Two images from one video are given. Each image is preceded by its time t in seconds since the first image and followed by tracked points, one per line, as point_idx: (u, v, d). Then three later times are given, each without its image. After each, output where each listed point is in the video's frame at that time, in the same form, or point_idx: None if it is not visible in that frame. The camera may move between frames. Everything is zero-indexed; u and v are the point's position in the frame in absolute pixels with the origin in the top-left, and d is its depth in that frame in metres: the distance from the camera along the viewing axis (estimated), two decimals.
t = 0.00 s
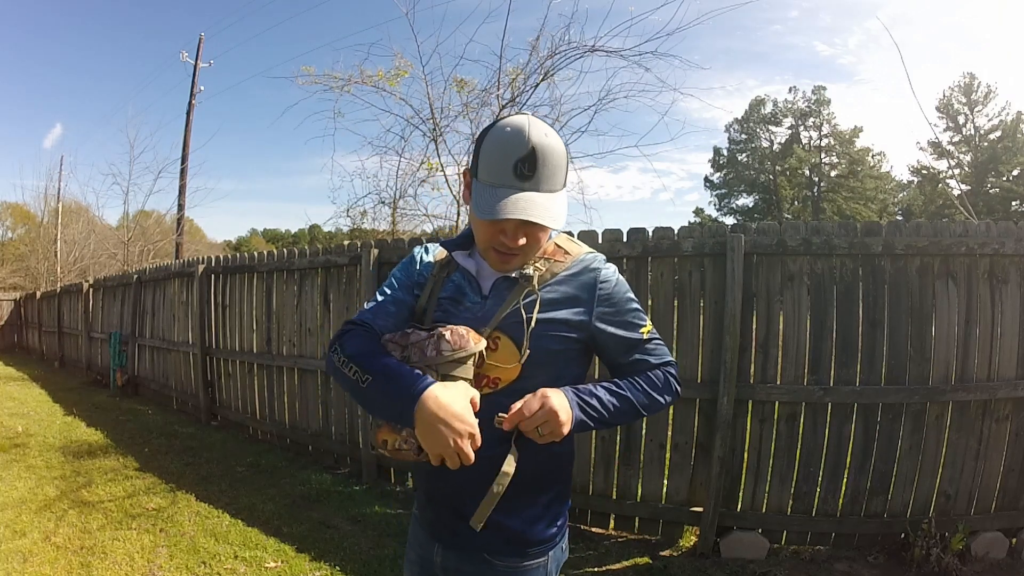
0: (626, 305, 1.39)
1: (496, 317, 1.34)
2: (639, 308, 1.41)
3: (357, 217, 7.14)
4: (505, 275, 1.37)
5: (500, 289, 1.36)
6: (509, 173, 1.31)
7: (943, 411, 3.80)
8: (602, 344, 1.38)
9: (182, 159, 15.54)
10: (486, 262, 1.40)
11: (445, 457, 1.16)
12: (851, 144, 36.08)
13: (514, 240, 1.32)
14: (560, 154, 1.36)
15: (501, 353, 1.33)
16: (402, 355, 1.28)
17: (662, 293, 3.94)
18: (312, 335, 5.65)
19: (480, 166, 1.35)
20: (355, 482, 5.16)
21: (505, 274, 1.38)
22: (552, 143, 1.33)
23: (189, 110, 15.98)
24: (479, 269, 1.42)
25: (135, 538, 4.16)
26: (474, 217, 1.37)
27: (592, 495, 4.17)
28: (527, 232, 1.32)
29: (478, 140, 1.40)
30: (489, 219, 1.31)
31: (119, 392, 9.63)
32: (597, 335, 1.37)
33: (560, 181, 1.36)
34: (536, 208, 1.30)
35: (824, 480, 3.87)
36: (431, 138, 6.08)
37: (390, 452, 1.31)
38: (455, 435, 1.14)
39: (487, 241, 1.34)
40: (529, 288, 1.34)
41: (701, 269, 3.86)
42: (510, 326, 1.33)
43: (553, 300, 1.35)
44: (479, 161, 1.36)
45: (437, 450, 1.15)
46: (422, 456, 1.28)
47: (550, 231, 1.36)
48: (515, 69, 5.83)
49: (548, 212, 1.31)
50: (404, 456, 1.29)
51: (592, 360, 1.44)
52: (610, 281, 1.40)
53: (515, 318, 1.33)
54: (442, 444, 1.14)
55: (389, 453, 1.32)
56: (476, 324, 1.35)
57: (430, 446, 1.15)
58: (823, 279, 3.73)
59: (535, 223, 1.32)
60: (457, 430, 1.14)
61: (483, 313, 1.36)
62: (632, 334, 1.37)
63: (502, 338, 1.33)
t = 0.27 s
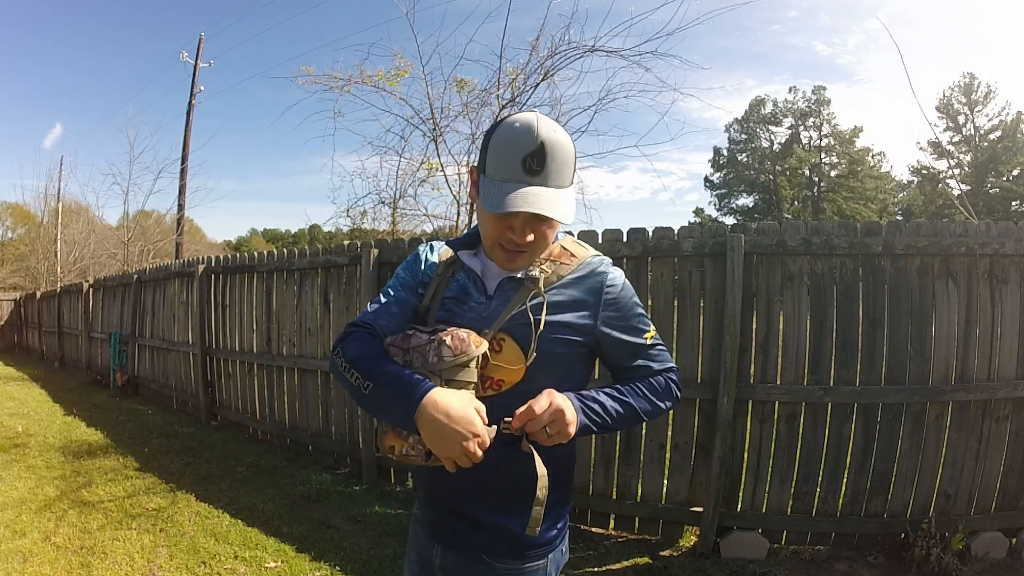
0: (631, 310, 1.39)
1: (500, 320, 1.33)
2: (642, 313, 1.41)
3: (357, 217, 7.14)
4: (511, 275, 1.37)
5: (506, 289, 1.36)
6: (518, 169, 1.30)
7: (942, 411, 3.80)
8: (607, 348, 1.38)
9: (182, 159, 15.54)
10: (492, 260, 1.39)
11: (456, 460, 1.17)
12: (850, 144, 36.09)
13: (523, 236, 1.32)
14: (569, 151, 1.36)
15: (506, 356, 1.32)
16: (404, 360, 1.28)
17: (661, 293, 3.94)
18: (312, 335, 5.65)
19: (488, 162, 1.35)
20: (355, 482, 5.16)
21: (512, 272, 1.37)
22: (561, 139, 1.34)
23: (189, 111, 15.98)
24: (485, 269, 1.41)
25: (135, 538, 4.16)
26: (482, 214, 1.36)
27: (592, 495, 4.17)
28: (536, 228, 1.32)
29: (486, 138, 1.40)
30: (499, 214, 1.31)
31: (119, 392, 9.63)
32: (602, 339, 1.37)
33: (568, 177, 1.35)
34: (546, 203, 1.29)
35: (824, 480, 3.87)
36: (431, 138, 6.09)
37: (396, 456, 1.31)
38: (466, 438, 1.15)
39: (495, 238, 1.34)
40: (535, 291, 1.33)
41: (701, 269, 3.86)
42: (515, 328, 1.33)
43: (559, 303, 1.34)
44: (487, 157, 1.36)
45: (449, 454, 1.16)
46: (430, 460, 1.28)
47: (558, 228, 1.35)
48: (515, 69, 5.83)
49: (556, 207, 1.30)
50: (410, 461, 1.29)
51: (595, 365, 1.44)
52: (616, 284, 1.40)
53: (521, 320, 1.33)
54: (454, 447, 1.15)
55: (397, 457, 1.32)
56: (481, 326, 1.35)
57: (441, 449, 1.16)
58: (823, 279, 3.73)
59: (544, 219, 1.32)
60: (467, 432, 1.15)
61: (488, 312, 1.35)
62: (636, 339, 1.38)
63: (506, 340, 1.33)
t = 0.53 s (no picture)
0: (633, 311, 1.39)
1: (501, 320, 1.32)
2: (644, 315, 1.41)
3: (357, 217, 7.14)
4: (514, 273, 1.37)
5: (508, 287, 1.36)
6: (524, 166, 1.31)
7: (943, 411, 3.80)
8: (608, 348, 1.37)
9: (182, 159, 15.53)
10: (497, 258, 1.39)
11: (459, 455, 1.16)
12: (851, 144, 36.10)
13: (528, 233, 1.32)
14: (574, 149, 1.37)
15: (507, 356, 1.32)
16: (406, 358, 1.29)
17: (662, 293, 3.94)
18: (312, 335, 5.65)
19: (493, 160, 1.35)
20: (355, 482, 5.16)
21: (516, 271, 1.38)
22: (566, 137, 1.34)
23: (189, 111, 15.96)
24: (487, 267, 1.42)
25: (135, 538, 4.16)
26: (487, 212, 1.37)
27: (592, 495, 4.17)
28: (541, 225, 1.32)
29: (491, 136, 1.40)
30: (505, 212, 1.31)
31: (119, 392, 9.63)
32: (603, 340, 1.37)
33: (573, 175, 1.36)
34: (552, 200, 1.29)
35: (824, 480, 3.87)
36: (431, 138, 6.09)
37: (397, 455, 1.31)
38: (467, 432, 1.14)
39: (501, 236, 1.34)
40: (538, 291, 1.33)
41: (701, 269, 3.86)
42: (517, 328, 1.32)
43: (561, 303, 1.34)
44: (493, 156, 1.36)
45: (450, 449, 1.15)
46: (432, 458, 1.27)
47: (563, 226, 1.36)
48: (515, 69, 5.83)
49: (562, 205, 1.30)
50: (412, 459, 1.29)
51: (596, 366, 1.44)
52: (619, 285, 1.40)
53: (523, 320, 1.32)
54: (456, 442, 1.14)
55: (398, 455, 1.31)
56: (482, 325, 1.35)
57: (443, 444, 1.16)
58: (823, 279, 3.73)
59: (549, 216, 1.32)
60: (467, 426, 1.14)
61: (491, 311, 1.35)
62: (637, 341, 1.38)
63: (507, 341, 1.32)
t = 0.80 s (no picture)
0: (635, 310, 1.39)
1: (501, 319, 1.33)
2: (646, 314, 1.41)
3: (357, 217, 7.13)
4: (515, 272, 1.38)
5: (510, 286, 1.36)
6: (524, 165, 1.31)
7: (943, 411, 3.80)
8: (610, 347, 1.37)
9: (182, 159, 15.53)
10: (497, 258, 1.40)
11: (466, 449, 1.17)
12: (851, 144, 36.09)
13: (529, 233, 1.32)
14: (574, 149, 1.37)
15: (510, 355, 1.32)
16: (410, 356, 1.29)
17: (662, 293, 3.94)
18: (312, 335, 5.65)
19: (494, 160, 1.36)
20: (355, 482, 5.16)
21: (517, 270, 1.38)
22: (566, 136, 1.34)
23: (189, 111, 15.96)
24: (489, 267, 1.42)
25: (135, 538, 4.16)
26: (487, 210, 1.37)
27: (592, 495, 4.17)
28: (541, 223, 1.33)
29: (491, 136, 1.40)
30: (505, 211, 1.32)
31: (119, 392, 9.63)
32: (605, 339, 1.37)
33: (574, 175, 1.36)
34: (552, 199, 1.29)
35: (824, 480, 3.87)
36: (431, 138, 6.09)
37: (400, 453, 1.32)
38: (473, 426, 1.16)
39: (501, 235, 1.34)
40: (540, 290, 1.33)
41: (701, 269, 3.86)
42: (521, 328, 1.32)
43: (563, 301, 1.34)
44: (493, 155, 1.36)
45: (457, 442, 1.16)
46: (436, 455, 1.28)
47: (564, 225, 1.36)
48: (515, 69, 5.83)
49: (563, 204, 1.30)
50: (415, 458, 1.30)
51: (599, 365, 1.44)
52: (621, 284, 1.40)
53: (525, 319, 1.32)
54: (464, 436, 1.16)
55: (399, 453, 1.31)
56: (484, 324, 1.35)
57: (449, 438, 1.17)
58: (823, 279, 3.73)
59: (549, 216, 1.33)
60: (475, 419, 1.16)
61: (492, 310, 1.35)
62: (639, 340, 1.37)
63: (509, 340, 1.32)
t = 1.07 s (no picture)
0: (636, 307, 1.38)
1: (499, 312, 1.32)
2: (648, 311, 1.40)
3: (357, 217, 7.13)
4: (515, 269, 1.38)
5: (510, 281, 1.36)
6: (525, 164, 1.32)
7: (943, 411, 3.80)
8: (611, 344, 1.37)
9: (182, 159, 15.53)
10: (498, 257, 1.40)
11: (469, 436, 1.17)
12: (851, 144, 36.09)
13: (529, 231, 1.33)
14: (575, 149, 1.37)
15: (511, 349, 1.31)
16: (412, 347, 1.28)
17: (662, 293, 3.93)
18: (312, 335, 5.65)
19: (495, 158, 1.36)
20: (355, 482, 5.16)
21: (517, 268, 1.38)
22: (567, 136, 1.35)
23: (189, 111, 15.96)
24: (490, 263, 1.43)
25: (135, 538, 4.16)
26: (488, 208, 1.37)
27: (592, 495, 4.17)
28: (541, 221, 1.33)
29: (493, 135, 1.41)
30: (506, 209, 1.32)
31: (119, 392, 9.64)
32: (606, 336, 1.37)
33: (574, 174, 1.36)
34: (552, 197, 1.30)
35: (824, 480, 3.87)
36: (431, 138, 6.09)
37: (400, 444, 1.32)
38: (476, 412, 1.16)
39: (502, 233, 1.35)
40: (541, 284, 1.33)
41: (701, 269, 3.86)
42: (521, 322, 1.32)
43: (565, 297, 1.34)
44: (495, 153, 1.37)
45: (459, 429, 1.17)
46: (437, 445, 1.28)
47: (564, 223, 1.36)
48: (515, 69, 5.83)
49: (562, 203, 1.31)
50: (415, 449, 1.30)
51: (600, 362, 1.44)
52: (621, 281, 1.40)
53: (526, 314, 1.32)
54: (467, 422, 1.16)
55: (399, 444, 1.32)
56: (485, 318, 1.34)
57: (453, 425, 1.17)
58: (823, 279, 3.73)
59: (550, 214, 1.33)
60: (478, 405, 1.16)
61: (492, 305, 1.35)
62: (642, 337, 1.37)
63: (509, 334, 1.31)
